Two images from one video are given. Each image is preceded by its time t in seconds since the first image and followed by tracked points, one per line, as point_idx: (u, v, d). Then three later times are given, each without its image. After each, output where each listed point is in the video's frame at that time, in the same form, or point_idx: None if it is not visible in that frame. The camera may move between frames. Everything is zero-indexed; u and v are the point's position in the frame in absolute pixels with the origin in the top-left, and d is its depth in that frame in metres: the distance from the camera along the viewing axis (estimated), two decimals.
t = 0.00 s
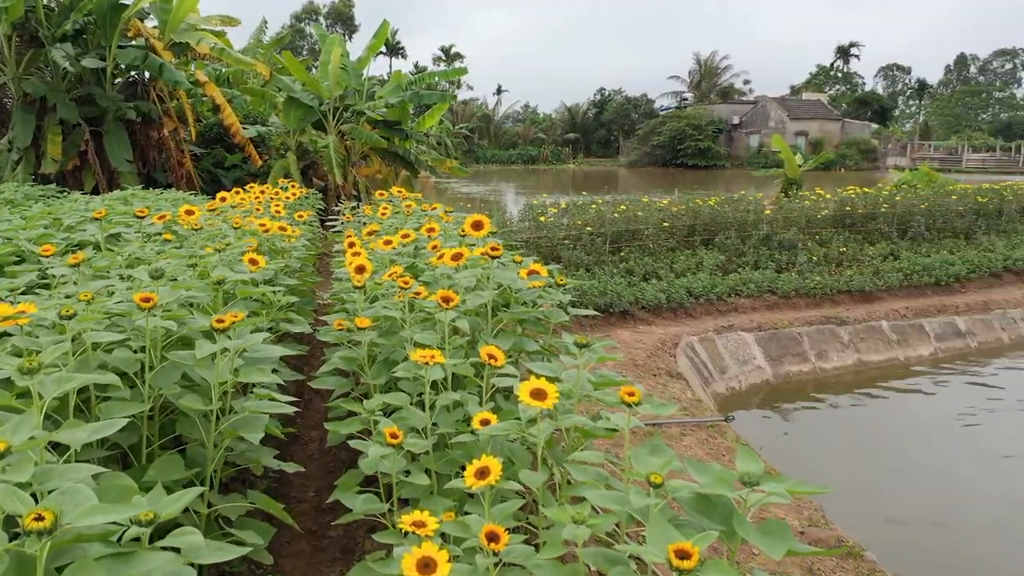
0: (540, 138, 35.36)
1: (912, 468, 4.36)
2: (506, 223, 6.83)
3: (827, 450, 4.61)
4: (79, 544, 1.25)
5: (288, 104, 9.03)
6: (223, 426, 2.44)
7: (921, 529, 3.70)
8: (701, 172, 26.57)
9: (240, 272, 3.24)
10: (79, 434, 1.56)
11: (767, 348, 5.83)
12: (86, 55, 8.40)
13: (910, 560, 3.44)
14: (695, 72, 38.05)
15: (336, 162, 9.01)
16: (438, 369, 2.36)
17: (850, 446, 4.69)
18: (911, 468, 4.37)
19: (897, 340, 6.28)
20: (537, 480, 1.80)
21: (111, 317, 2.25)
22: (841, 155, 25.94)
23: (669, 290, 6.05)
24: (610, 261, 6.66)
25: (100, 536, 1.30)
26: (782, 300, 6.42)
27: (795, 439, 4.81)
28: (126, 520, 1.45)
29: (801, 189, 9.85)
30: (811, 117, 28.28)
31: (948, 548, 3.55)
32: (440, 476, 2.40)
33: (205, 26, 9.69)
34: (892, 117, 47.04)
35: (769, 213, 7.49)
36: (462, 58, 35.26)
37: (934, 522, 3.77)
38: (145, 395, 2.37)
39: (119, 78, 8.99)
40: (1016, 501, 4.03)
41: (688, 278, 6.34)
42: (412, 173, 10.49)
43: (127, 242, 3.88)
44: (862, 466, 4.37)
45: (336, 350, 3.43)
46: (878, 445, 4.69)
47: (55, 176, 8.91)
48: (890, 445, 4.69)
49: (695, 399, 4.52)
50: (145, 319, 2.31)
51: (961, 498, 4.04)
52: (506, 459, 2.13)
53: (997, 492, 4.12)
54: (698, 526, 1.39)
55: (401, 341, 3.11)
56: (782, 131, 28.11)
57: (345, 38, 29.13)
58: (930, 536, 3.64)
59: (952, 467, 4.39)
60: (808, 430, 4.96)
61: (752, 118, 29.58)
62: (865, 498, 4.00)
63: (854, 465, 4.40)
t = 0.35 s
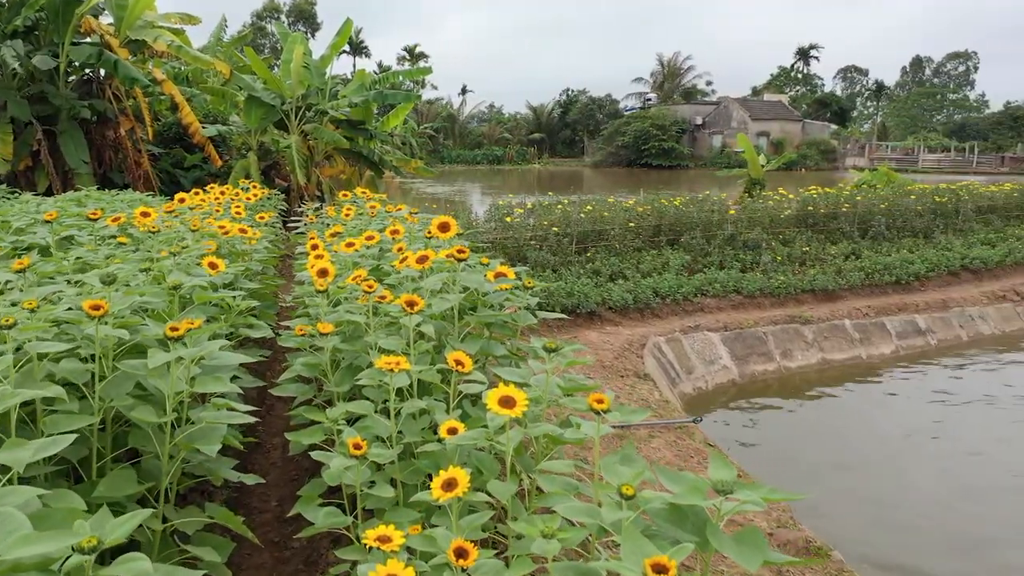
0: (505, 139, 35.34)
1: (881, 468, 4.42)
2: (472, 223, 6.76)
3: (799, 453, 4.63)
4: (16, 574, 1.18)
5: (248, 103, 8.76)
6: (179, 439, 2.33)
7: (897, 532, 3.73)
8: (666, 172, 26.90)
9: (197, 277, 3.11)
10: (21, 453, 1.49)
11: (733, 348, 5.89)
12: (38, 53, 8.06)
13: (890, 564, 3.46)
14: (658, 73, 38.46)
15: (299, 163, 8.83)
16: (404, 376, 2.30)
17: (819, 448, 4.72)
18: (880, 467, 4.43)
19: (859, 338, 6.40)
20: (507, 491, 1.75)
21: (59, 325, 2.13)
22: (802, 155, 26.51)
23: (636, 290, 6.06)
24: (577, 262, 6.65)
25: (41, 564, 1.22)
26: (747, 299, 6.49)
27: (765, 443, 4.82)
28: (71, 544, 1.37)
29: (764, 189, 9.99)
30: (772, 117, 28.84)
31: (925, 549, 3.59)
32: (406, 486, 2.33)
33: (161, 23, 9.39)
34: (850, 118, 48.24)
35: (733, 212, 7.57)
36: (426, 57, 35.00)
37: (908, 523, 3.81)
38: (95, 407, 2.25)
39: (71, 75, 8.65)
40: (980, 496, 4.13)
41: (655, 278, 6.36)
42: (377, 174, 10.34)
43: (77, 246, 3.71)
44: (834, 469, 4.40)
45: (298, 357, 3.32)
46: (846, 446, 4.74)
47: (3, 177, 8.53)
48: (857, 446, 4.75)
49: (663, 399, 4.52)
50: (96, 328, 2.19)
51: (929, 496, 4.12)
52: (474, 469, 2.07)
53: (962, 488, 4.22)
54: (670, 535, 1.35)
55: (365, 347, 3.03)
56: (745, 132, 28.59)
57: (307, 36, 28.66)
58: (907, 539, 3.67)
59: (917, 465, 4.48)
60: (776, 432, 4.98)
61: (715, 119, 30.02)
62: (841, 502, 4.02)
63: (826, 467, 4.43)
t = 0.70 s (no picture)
0: (468, 139, 35.22)
1: (847, 468, 4.47)
2: (433, 224, 6.68)
3: (768, 455, 4.65)
4: None
5: (204, 102, 8.52)
6: (128, 456, 2.21)
7: (868, 535, 3.76)
8: (628, 172, 27.15)
9: (149, 283, 2.98)
10: None
11: (697, 348, 5.93)
12: None
13: (866, 569, 3.48)
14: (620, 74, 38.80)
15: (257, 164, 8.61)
16: (366, 386, 2.22)
17: (787, 448, 4.75)
18: (847, 466, 4.50)
19: (820, 337, 6.51)
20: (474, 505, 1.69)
21: None
22: (761, 156, 27.05)
23: (600, 291, 6.07)
24: (540, 263, 6.63)
25: None
26: (710, 299, 6.55)
27: (732, 444, 4.83)
28: None
29: (725, 189, 10.12)
30: (731, 118, 29.35)
31: (897, 550, 3.62)
32: (368, 499, 2.26)
33: (114, 19, 9.04)
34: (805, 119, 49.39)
35: (696, 213, 7.64)
36: (387, 57, 34.66)
37: (876, 524, 3.86)
38: (37, 423, 2.12)
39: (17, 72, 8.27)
40: (944, 493, 4.21)
41: (620, 279, 6.38)
42: (339, 175, 10.17)
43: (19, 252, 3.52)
44: (802, 470, 4.42)
45: (256, 364, 3.21)
46: (813, 446, 4.78)
47: None
48: (822, 444, 4.80)
49: (629, 401, 4.52)
50: (39, 337, 2.05)
51: (897, 495, 4.17)
52: (438, 481, 2.01)
53: (925, 484, 4.30)
54: (641, 548, 1.31)
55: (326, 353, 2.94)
56: (705, 132, 29.03)
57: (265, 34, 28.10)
58: (879, 541, 3.70)
59: (882, 462, 4.54)
60: (743, 433, 5.00)
61: (676, 119, 30.41)
62: (810, 505, 4.03)
63: (794, 468, 4.45)
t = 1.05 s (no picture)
0: (430, 138, 34.99)
1: (814, 468, 4.51)
2: (397, 224, 6.58)
3: (735, 454, 4.69)
4: None
5: (159, 101, 8.25)
6: (76, 475, 2.09)
7: (838, 536, 3.79)
8: (591, 172, 27.32)
9: (100, 290, 2.84)
10: None
11: (663, 348, 5.97)
12: None
13: (837, 567, 3.51)
14: (581, 74, 39.02)
15: (214, 165, 8.37)
16: (330, 395, 2.15)
17: (752, 446, 4.82)
18: (812, 463, 4.58)
19: (783, 337, 6.61)
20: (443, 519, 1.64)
21: None
22: (722, 156, 27.50)
23: (566, 292, 6.06)
24: (505, 264, 6.59)
25: None
26: (675, 299, 6.60)
27: (699, 444, 4.86)
28: None
29: (688, 189, 10.23)
30: (692, 118, 29.75)
31: (865, 547, 3.69)
32: (332, 513, 2.18)
33: (64, 14, 8.66)
34: (763, 120, 50.40)
35: (659, 212, 7.71)
36: (348, 55, 34.18)
37: (847, 525, 3.89)
38: None
39: None
40: (903, 487, 4.32)
41: (585, 279, 6.38)
42: (300, 175, 9.95)
43: None
44: (770, 470, 4.45)
45: (214, 373, 3.09)
46: (778, 444, 4.85)
47: None
48: (789, 444, 4.85)
49: (596, 404, 4.50)
50: None
51: (861, 491, 4.26)
52: (406, 494, 1.95)
53: (889, 483, 4.37)
54: (618, 564, 1.27)
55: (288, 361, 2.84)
56: (667, 132, 29.39)
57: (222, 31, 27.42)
58: (846, 538, 3.77)
59: (844, 460, 4.63)
60: (709, 433, 5.04)
61: (638, 119, 30.70)
62: (781, 506, 4.05)
63: (763, 469, 4.48)
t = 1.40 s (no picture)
0: (397, 139, 34.73)
1: (787, 468, 4.55)
2: (365, 226, 6.49)
3: (706, 455, 4.74)
4: None
5: (117, 101, 8.00)
6: (28, 497, 1.97)
7: (812, 537, 3.81)
8: (558, 172, 27.40)
9: (54, 298, 2.71)
10: None
11: (633, 350, 5.99)
12: None
13: (807, 565, 3.56)
14: (548, 74, 39.13)
15: (176, 167, 8.16)
16: (299, 408, 2.07)
17: (722, 446, 4.87)
18: (781, 461, 4.64)
19: (752, 336, 6.69)
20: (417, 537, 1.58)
21: None
22: (687, 156, 27.84)
23: (536, 294, 6.04)
24: (475, 266, 6.54)
25: None
26: (645, 300, 6.64)
27: (670, 446, 4.89)
28: None
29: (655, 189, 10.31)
30: (657, 118, 30.07)
31: (834, 545, 3.74)
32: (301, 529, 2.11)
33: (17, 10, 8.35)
34: (727, 120, 51.19)
35: (627, 213, 7.75)
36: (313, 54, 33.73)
37: (822, 526, 3.91)
38: None
39: None
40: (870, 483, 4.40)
41: (556, 281, 6.37)
42: (265, 177, 9.75)
43: None
44: (740, 471, 4.50)
45: (177, 384, 2.98)
46: (748, 443, 4.91)
47: None
48: (761, 445, 4.88)
49: (569, 406, 4.49)
50: None
51: (829, 489, 4.32)
52: (379, 510, 1.90)
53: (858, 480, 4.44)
54: None
55: (253, 370, 2.75)
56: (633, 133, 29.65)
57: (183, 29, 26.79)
58: (815, 536, 3.82)
59: (813, 458, 4.70)
60: (680, 433, 5.08)
61: (604, 120, 30.90)
62: (756, 509, 4.06)
63: (737, 472, 4.50)
